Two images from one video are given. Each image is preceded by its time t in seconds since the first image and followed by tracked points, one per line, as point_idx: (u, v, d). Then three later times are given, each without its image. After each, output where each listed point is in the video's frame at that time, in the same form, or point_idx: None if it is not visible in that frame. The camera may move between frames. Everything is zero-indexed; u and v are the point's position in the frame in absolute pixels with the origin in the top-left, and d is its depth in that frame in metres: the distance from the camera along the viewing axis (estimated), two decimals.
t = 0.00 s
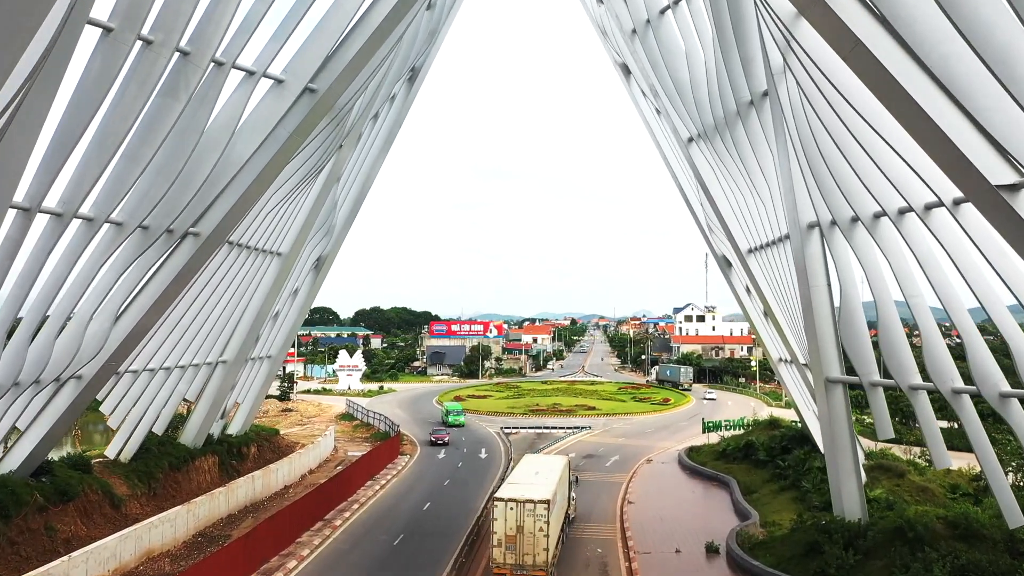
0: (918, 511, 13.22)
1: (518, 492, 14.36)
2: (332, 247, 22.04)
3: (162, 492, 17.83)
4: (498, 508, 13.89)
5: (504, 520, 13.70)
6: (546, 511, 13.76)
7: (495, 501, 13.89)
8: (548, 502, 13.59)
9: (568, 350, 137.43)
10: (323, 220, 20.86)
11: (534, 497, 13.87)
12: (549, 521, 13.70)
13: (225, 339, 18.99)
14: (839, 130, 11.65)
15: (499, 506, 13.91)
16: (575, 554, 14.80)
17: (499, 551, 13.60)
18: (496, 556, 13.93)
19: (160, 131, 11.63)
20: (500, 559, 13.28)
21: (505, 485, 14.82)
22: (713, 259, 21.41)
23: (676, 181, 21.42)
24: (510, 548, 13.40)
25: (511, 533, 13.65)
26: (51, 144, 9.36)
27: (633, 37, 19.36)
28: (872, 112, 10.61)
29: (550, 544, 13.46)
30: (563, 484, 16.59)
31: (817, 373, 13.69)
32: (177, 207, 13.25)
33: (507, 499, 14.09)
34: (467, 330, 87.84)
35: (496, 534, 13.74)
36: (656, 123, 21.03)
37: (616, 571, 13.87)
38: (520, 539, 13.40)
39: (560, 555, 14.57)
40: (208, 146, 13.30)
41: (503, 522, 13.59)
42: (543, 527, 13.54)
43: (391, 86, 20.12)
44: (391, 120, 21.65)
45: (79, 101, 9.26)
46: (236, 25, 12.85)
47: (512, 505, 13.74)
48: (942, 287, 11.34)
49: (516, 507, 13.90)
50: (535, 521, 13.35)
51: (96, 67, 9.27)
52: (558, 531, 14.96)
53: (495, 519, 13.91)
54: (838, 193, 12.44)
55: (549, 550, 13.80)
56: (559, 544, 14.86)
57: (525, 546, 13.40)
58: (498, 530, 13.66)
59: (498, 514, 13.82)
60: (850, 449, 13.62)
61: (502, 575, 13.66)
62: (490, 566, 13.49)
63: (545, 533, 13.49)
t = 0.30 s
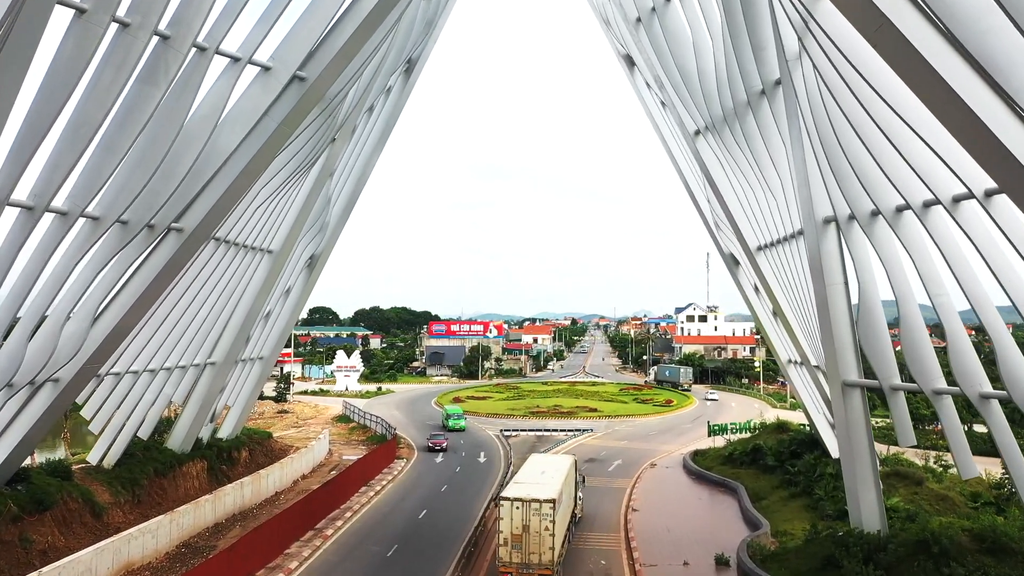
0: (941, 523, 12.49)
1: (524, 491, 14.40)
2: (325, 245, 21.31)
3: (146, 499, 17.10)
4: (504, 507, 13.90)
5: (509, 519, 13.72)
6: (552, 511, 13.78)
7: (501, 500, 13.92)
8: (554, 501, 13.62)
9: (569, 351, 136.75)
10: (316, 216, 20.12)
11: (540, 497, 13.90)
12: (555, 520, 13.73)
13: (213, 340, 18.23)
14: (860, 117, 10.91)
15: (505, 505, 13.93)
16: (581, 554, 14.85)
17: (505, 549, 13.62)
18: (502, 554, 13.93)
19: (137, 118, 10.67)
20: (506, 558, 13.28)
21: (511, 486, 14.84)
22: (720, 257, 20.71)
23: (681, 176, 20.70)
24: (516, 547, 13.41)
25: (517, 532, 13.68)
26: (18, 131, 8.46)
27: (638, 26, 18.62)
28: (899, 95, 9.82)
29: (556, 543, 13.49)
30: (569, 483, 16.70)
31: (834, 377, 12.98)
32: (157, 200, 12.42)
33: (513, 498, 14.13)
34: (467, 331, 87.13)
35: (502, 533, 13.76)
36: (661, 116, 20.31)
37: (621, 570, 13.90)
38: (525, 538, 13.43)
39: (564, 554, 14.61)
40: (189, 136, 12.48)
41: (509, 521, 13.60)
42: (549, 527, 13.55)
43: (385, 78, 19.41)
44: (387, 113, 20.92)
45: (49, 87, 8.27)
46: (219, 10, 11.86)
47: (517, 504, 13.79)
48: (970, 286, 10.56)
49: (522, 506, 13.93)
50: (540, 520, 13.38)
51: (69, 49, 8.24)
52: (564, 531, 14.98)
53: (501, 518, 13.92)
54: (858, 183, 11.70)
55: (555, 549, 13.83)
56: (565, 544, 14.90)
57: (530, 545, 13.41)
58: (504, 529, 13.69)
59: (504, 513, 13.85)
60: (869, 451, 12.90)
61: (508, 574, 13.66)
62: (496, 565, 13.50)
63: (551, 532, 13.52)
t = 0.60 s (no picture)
0: (967, 536, 11.80)
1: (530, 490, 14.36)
2: (318, 242, 20.60)
3: (130, 507, 16.38)
4: (510, 506, 13.89)
5: (515, 517, 13.70)
6: (558, 509, 13.75)
7: (506, 499, 13.89)
8: (560, 500, 13.58)
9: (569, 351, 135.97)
10: (308, 212, 19.33)
11: (545, 495, 13.88)
12: (561, 519, 13.69)
13: (199, 341, 17.46)
14: (883, 103, 10.20)
15: (511, 503, 13.90)
16: (588, 554, 14.84)
17: (511, 548, 13.60)
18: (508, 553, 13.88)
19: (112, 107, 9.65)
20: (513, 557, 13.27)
21: (518, 485, 14.81)
22: (728, 255, 20.01)
23: (686, 171, 19.97)
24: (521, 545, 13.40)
25: (523, 531, 13.66)
26: None
27: (643, 14, 17.87)
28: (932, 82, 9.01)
29: (562, 541, 13.47)
30: (577, 481, 16.71)
31: (850, 381, 12.26)
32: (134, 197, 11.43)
33: (519, 497, 14.09)
34: (467, 330, 86.37)
35: (508, 532, 13.75)
36: (667, 109, 19.56)
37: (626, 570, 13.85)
38: (532, 537, 13.41)
39: (571, 553, 14.60)
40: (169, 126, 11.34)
41: (515, 520, 13.59)
42: (554, 526, 13.53)
43: (380, 70, 18.73)
44: (382, 105, 20.13)
45: (12, 75, 7.43)
46: None
47: (523, 503, 13.76)
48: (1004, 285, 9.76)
49: (528, 505, 13.88)
50: (546, 519, 13.36)
51: (36, 34, 7.32)
52: (570, 530, 14.97)
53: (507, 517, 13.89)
54: (879, 175, 10.97)
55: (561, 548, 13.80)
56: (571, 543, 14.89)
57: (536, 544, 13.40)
58: (510, 527, 13.68)
59: (510, 512, 13.84)
60: (890, 459, 12.21)
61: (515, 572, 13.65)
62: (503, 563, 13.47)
63: (557, 531, 13.50)
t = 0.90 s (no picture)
0: (997, 551, 11.06)
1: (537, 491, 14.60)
2: (311, 239, 19.86)
3: (112, 516, 15.62)
4: (518, 505, 14.13)
5: (522, 516, 13.97)
6: (565, 509, 13.98)
7: (513, 499, 14.13)
8: (566, 500, 13.81)
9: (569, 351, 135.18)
10: (300, 208, 18.57)
11: (552, 495, 14.12)
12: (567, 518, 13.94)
13: (183, 342, 16.70)
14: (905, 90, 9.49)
15: (518, 503, 14.14)
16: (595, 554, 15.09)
17: (518, 546, 13.85)
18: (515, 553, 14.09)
19: (83, 93, 8.65)
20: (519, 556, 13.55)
21: (525, 484, 15.07)
22: (736, 253, 19.29)
23: (691, 166, 19.24)
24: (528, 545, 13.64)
25: (530, 530, 13.90)
26: None
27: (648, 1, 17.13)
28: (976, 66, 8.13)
29: (568, 540, 13.72)
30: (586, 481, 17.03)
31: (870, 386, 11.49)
32: (111, 190, 10.31)
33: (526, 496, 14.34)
34: (466, 331, 85.59)
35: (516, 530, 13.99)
36: (673, 101, 18.83)
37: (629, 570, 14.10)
38: (538, 535, 13.67)
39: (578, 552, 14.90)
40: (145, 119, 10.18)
41: (521, 520, 13.84)
42: (561, 525, 13.78)
43: (374, 62, 17.99)
44: (377, 98, 19.36)
45: None
46: None
47: (530, 502, 14.03)
48: None
49: (535, 505, 14.14)
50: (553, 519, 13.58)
51: None
52: (577, 530, 15.30)
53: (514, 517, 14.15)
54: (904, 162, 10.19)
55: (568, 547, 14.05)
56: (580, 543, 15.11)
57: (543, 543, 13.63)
58: (517, 526, 13.93)
59: (517, 512, 14.10)
60: (913, 467, 11.43)
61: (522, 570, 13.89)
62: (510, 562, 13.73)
63: (563, 530, 13.72)
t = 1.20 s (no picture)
0: None
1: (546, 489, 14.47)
2: (303, 236, 19.15)
3: (92, 526, 14.90)
4: (525, 504, 13.99)
5: (530, 515, 13.84)
6: (572, 508, 13.84)
7: (521, 498, 13.99)
8: (573, 498, 13.66)
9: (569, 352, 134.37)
10: (291, 203, 17.82)
11: (560, 494, 13.97)
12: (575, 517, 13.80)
13: (166, 343, 15.94)
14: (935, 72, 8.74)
15: (526, 502, 14.01)
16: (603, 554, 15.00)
17: (526, 545, 13.73)
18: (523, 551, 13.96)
19: (55, 70, 7.49)
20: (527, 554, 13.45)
21: (532, 483, 14.98)
22: (744, 251, 18.58)
23: (698, 160, 18.54)
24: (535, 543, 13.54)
25: (537, 529, 13.77)
26: None
27: None
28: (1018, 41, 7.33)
29: (575, 539, 13.58)
30: (595, 481, 16.95)
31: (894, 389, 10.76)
32: (84, 180, 9.10)
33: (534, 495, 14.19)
34: (466, 331, 84.89)
35: (523, 530, 13.89)
36: (680, 92, 18.11)
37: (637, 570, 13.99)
38: (545, 534, 13.55)
39: (587, 552, 14.81)
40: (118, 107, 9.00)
41: (529, 518, 13.74)
42: (568, 524, 13.64)
43: (367, 52, 17.28)
44: (371, 89, 18.61)
45: None
46: None
47: (538, 501, 13.88)
48: None
49: (542, 503, 14.00)
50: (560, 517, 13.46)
51: None
52: (587, 530, 15.22)
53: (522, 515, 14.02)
54: (934, 149, 9.41)
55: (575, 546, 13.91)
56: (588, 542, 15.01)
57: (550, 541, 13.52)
58: (524, 525, 13.81)
59: (525, 510, 13.97)
60: (940, 477, 10.71)
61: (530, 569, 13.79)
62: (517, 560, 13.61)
63: (570, 529, 13.61)
